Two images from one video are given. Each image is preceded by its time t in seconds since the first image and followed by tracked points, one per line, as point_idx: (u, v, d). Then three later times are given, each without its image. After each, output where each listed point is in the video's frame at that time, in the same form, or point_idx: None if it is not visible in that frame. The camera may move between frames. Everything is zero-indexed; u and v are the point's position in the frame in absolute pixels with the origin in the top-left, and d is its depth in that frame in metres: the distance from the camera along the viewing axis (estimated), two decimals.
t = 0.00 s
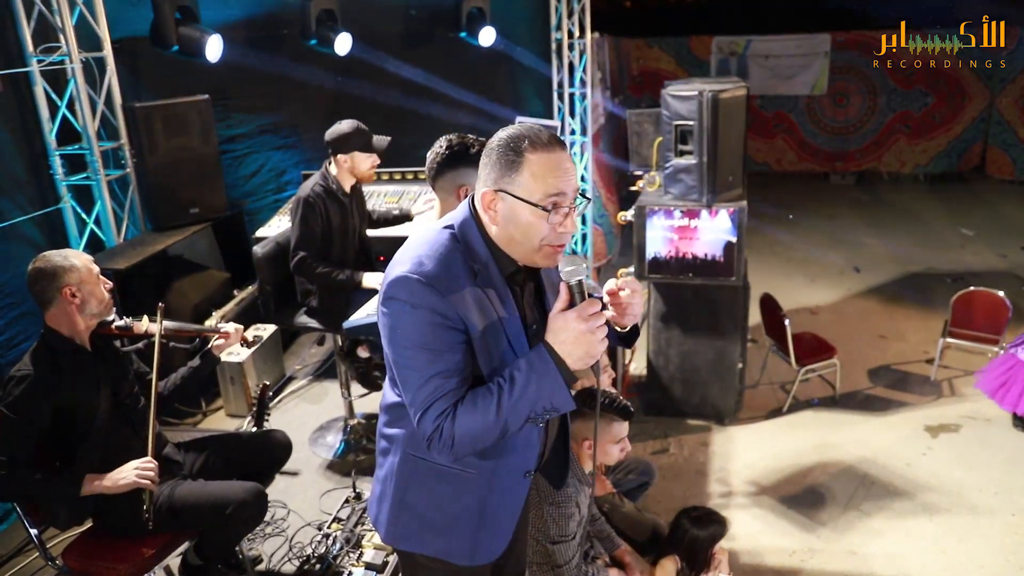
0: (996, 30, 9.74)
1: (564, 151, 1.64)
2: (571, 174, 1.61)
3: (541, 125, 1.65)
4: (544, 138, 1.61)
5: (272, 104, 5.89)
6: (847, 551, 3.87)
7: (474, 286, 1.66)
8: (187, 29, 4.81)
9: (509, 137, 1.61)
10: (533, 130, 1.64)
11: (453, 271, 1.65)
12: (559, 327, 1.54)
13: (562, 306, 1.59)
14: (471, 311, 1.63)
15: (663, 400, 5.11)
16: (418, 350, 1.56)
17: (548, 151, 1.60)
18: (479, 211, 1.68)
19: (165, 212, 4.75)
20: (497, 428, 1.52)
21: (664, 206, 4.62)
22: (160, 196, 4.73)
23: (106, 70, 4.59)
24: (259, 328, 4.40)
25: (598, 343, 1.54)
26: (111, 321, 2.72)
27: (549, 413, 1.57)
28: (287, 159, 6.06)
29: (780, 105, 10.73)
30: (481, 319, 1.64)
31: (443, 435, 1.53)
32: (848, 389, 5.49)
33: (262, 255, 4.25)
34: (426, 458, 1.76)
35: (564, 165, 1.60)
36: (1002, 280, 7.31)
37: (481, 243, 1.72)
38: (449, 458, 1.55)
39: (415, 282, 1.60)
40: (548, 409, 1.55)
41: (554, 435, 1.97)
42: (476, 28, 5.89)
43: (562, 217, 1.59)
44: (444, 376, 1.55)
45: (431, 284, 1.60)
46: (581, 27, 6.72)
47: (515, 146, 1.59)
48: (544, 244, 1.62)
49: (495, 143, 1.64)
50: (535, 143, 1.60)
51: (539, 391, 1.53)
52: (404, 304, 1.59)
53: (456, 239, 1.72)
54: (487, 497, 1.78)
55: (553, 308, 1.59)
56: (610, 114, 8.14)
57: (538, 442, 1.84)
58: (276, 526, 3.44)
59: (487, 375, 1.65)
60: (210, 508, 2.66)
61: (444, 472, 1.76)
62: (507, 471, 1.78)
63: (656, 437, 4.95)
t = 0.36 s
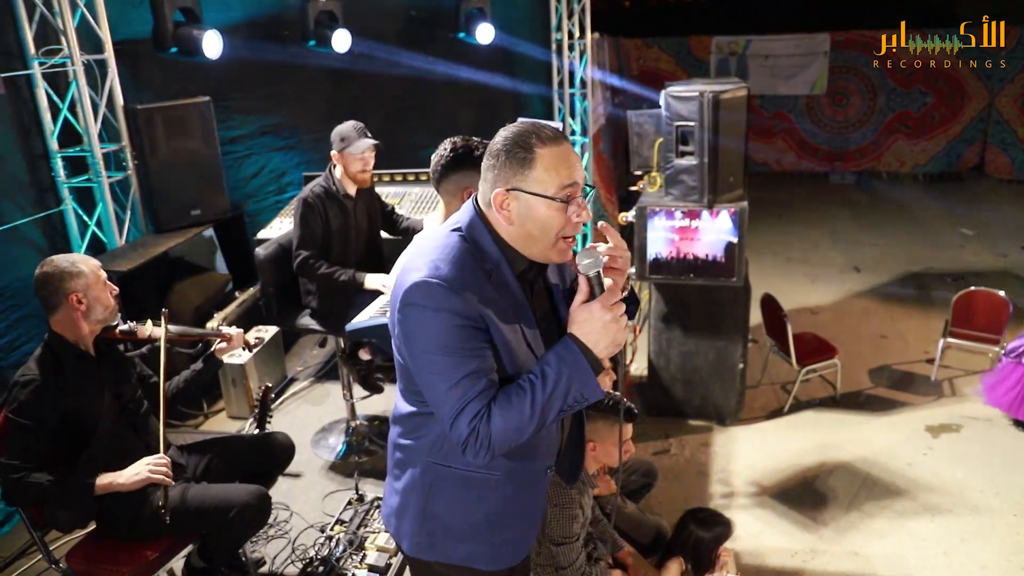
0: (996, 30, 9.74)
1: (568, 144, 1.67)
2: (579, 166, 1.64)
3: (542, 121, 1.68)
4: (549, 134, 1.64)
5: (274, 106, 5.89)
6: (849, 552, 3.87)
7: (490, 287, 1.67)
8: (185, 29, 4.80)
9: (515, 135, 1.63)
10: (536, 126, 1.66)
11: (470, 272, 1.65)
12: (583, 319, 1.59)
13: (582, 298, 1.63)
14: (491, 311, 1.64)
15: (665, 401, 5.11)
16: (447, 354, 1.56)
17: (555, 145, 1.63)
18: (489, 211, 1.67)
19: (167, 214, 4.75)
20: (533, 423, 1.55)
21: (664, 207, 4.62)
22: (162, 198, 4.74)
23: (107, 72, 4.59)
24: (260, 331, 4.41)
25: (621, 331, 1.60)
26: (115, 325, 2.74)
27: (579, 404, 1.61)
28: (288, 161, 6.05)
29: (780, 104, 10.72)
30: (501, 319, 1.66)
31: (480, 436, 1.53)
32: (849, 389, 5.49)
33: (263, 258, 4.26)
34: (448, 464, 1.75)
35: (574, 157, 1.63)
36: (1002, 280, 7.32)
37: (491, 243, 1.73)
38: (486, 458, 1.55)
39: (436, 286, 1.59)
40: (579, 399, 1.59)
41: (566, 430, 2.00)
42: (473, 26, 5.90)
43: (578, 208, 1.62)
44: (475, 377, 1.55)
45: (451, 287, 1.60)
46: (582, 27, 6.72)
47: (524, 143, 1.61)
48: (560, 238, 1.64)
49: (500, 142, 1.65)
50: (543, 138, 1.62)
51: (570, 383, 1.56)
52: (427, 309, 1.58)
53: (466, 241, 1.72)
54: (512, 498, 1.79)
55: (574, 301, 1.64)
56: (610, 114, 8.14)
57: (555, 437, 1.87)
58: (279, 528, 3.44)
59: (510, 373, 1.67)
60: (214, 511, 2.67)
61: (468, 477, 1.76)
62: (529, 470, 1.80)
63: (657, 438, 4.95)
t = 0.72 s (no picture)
0: (997, 30, 9.73)
1: (561, 141, 1.67)
2: (574, 162, 1.64)
3: (533, 121, 1.69)
4: (542, 131, 1.64)
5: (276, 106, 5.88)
6: (853, 554, 3.86)
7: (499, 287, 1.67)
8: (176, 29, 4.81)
9: (509, 136, 1.63)
10: (528, 126, 1.66)
11: (478, 274, 1.64)
12: (593, 312, 1.62)
13: (587, 291, 1.67)
14: (504, 310, 1.64)
15: (667, 403, 5.11)
16: (466, 357, 1.55)
17: (549, 142, 1.63)
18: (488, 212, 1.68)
19: (169, 215, 4.74)
20: (557, 416, 1.56)
21: (668, 208, 4.59)
22: (164, 199, 4.73)
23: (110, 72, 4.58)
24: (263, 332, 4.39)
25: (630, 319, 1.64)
26: (120, 328, 2.74)
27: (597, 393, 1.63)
28: (291, 161, 6.13)
29: (781, 104, 10.71)
30: (513, 317, 1.66)
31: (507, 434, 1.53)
32: (852, 391, 5.48)
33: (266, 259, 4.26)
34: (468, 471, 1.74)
35: (568, 154, 1.63)
36: (1004, 281, 7.31)
37: (494, 243, 1.72)
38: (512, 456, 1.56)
39: (449, 290, 1.58)
40: (597, 389, 1.61)
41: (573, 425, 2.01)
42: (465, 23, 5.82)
43: (576, 203, 1.63)
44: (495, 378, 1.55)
45: (464, 289, 1.59)
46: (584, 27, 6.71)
47: (519, 143, 1.61)
48: (561, 234, 1.64)
49: (494, 145, 1.65)
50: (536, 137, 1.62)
51: (588, 373, 1.58)
52: (442, 314, 1.56)
53: (469, 244, 1.71)
54: (532, 497, 1.79)
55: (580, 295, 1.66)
56: (612, 114, 8.13)
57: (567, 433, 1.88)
58: (282, 530, 3.43)
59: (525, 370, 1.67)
60: (219, 514, 2.66)
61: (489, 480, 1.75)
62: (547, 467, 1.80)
63: (660, 440, 4.94)
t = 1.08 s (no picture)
0: (997, 29, 9.72)
1: (537, 132, 1.64)
2: (551, 153, 1.62)
3: (507, 111, 1.66)
4: (518, 123, 1.61)
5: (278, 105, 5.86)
6: (855, 554, 3.84)
7: (486, 285, 1.63)
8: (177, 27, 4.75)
9: (484, 126, 1.60)
10: (504, 117, 1.62)
11: (463, 273, 1.61)
12: (580, 303, 1.58)
13: (572, 283, 1.63)
14: (492, 308, 1.61)
15: (668, 403, 5.09)
16: (456, 358, 1.51)
17: (526, 134, 1.60)
18: (465, 206, 1.64)
19: (169, 214, 4.73)
20: (552, 413, 1.53)
21: (669, 207, 4.57)
22: (165, 199, 4.73)
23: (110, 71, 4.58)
24: (264, 332, 4.36)
25: (618, 309, 1.61)
26: (122, 328, 2.73)
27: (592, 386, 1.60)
28: (293, 161, 6.13)
29: (782, 103, 10.70)
30: (501, 315, 1.63)
31: (501, 435, 1.50)
32: (854, 391, 5.46)
33: (267, 259, 4.27)
34: (464, 476, 1.71)
35: (545, 144, 1.61)
36: (1007, 280, 7.28)
37: (473, 241, 1.70)
38: (509, 456, 1.53)
39: (435, 291, 1.54)
40: (591, 382, 1.57)
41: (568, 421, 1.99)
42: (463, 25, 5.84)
43: (554, 194, 1.61)
44: (486, 377, 1.51)
45: (450, 290, 1.56)
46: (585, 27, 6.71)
47: (495, 135, 1.58)
48: (539, 225, 1.63)
49: (468, 135, 1.61)
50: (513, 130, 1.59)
51: (582, 367, 1.55)
52: (428, 316, 1.53)
53: (451, 243, 1.68)
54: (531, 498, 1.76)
55: (564, 286, 1.62)
56: (613, 113, 8.12)
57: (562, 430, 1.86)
58: (283, 530, 3.43)
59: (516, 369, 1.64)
60: (221, 514, 2.65)
61: (487, 484, 1.72)
62: (544, 466, 1.77)
63: (661, 439, 4.93)
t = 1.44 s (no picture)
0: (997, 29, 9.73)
1: (504, 140, 1.53)
2: (519, 162, 1.52)
3: (469, 117, 1.54)
4: (483, 132, 1.49)
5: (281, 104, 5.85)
6: (859, 555, 3.83)
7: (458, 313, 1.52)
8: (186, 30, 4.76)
9: (447, 137, 1.48)
10: (467, 126, 1.51)
11: (434, 301, 1.49)
12: (560, 326, 1.47)
13: (553, 304, 1.51)
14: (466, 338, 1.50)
15: (671, 403, 5.08)
16: (431, 398, 1.39)
17: (491, 144, 1.49)
18: (431, 225, 1.53)
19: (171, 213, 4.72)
20: (536, 448, 1.44)
21: (673, 208, 4.54)
22: (168, 197, 4.72)
23: (112, 69, 4.57)
24: (266, 331, 4.35)
25: (603, 330, 1.49)
26: (122, 326, 2.70)
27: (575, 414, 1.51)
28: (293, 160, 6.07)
29: (784, 104, 10.69)
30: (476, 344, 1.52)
31: (485, 476, 1.40)
32: (856, 391, 5.45)
33: (269, 257, 4.26)
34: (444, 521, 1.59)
35: (515, 154, 1.50)
36: (1010, 280, 7.27)
37: (443, 263, 1.57)
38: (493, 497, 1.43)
39: (404, 325, 1.42)
40: (576, 411, 1.49)
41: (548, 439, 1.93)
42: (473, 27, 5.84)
43: (527, 206, 1.51)
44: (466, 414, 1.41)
45: (421, 323, 1.44)
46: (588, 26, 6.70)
47: (459, 147, 1.46)
48: (513, 242, 1.53)
49: (429, 147, 1.49)
50: (478, 139, 1.48)
51: (566, 397, 1.46)
52: (399, 353, 1.41)
53: (417, 267, 1.56)
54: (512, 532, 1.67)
55: (544, 310, 1.51)
56: (616, 112, 8.11)
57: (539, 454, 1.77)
58: (285, 530, 3.42)
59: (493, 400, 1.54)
60: (223, 514, 2.65)
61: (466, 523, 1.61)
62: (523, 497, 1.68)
63: (664, 439, 4.91)
